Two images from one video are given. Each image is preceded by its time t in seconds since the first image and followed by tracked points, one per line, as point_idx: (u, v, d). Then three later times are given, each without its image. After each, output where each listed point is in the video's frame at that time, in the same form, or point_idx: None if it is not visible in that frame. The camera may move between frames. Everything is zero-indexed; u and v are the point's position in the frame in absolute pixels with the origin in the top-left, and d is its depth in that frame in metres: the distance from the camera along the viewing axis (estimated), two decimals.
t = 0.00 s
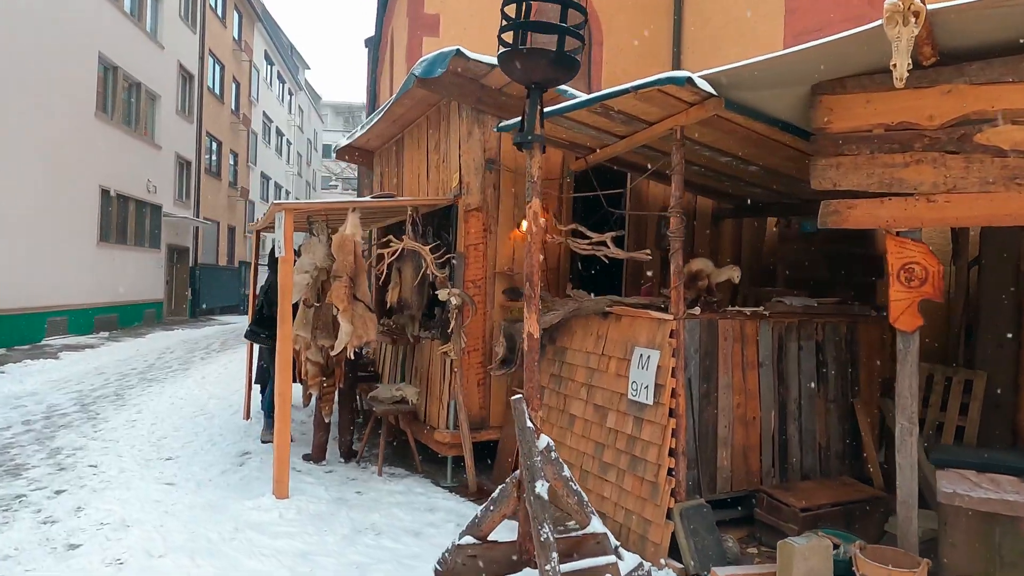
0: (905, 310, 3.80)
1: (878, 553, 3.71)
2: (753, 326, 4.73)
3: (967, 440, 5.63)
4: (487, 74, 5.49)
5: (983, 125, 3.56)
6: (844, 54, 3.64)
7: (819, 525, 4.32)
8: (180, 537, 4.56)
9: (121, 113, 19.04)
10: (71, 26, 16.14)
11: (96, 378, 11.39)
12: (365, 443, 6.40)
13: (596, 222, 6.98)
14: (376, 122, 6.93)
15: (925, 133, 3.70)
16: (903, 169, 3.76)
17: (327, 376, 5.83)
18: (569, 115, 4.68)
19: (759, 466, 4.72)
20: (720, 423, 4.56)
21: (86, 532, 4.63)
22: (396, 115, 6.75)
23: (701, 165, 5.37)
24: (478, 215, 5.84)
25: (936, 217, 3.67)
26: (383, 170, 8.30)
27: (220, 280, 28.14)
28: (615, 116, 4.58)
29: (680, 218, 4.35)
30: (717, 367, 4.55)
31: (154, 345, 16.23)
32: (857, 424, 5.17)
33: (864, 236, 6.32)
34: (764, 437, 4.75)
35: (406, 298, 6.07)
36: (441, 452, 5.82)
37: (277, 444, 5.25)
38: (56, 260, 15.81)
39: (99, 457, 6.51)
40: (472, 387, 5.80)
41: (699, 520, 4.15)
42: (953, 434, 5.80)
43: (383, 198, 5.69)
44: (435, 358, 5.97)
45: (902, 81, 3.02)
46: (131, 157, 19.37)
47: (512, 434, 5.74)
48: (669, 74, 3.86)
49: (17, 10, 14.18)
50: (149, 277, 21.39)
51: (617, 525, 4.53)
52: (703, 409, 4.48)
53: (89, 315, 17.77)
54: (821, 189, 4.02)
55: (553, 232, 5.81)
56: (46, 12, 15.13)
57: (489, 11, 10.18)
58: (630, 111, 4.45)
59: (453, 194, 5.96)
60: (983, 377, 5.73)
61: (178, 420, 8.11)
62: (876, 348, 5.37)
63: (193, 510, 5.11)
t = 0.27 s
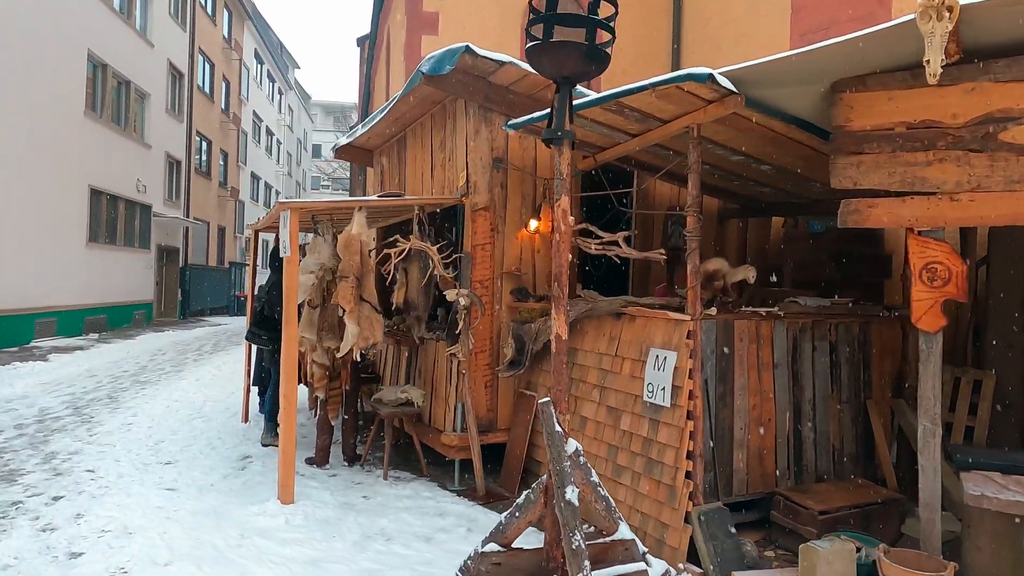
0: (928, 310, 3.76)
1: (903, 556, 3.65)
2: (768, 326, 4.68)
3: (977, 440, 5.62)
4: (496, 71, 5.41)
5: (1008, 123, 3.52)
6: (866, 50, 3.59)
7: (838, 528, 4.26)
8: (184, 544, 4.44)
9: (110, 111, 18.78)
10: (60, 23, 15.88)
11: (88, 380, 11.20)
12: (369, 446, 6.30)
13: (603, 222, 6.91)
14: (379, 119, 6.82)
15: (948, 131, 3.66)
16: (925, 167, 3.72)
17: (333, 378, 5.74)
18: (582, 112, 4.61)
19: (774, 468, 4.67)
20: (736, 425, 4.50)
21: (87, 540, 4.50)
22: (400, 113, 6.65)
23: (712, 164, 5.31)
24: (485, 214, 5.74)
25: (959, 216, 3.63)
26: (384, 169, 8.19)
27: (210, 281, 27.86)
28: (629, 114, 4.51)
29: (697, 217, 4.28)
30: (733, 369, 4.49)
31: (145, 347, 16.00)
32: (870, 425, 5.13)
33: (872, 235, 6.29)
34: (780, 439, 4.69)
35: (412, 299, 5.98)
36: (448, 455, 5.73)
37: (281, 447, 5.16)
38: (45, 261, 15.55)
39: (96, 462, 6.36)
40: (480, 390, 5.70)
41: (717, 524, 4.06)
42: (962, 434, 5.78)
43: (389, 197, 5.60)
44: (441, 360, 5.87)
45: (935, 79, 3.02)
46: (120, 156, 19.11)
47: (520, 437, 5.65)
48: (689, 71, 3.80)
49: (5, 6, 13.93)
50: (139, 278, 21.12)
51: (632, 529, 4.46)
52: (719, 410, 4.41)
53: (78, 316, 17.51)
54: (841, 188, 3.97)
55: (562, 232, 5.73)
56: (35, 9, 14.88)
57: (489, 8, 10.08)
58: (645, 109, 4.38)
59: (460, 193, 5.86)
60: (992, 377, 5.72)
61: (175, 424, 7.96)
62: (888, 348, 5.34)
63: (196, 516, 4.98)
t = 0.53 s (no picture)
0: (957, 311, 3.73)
1: (935, 559, 3.59)
2: (789, 327, 4.63)
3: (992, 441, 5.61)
4: (509, 69, 5.34)
5: None
6: (897, 47, 3.55)
7: (863, 531, 4.21)
8: (197, 553, 4.32)
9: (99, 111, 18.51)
10: (49, 21, 15.64)
11: (81, 384, 11.00)
12: (378, 451, 6.20)
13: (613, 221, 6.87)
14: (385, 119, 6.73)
15: (978, 129, 3.64)
16: (955, 165, 3.69)
17: (344, 381, 5.69)
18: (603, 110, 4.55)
19: (795, 470, 4.62)
20: (758, 427, 4.45)
21: (95, 550, 4.37)
22: (407, 112, 6.55)
23: (728, 163, 5.27)
24: (497, 214, 5.66)
25: (990, 215, 3.59)
26: (387, 169, 8.09)
27: (200, 283, 27.55)
28: (650, 112, 4.45)
29: (720, 217, 4.22)
30: (755, 370, 4.44)
31: (137, 350, 15.78)
32: (888, 427, 5.10)
33: (884, 235, 6.28)
34: (800, 441, 4.65)
35: (423, 300, 5.90)
36: (460, 459, 5.64)
37: (292, 452, 5.06)
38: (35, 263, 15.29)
39: (97, 468, 6.21)
40: (492, 392, 5.62)
41: (743, 527, 4.02)
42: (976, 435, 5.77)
43: (400, 197, 5.51)
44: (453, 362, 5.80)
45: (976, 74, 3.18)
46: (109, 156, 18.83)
47: (534, 440, 5.58)
48: (716, 68, 3.74)
49: None
50: (129, 280, 20.85)
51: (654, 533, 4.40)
52: (742, 412, 4.36)
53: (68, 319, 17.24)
54: (869, 186, 3.93)
55: (575, 232, 5.67)
56: (24, 7, 14.63)
57: (488, 8, 9.99)
58: (667, 107, 4.33)
59: (471, 194, 5.79)
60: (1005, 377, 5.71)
61: (175, 428, 7.81)
62: (903, 349, 5.31)
63: (206, 524, 4.86)
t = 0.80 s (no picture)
0: (983, 316, 3.70)
1: (963, 565, 3.57)
2: (807, 330, 4.61)
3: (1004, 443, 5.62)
4: (520, 71, 5.29)
5: None
6: (922, 49, 3.54)
7: (886, 536, 4.18)
8: (209, 565, 4.21)
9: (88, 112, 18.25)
10: (38, 21, 15.41)
11: (74, 390, 10.80)
12: (386, 457, 6.12)
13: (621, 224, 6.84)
14: (391, 121, 6.65)
15: (1003, 132, 3.63)
16: (980, 169, 3.67)
17: (354, 387, 5.61)
18: (620, 112, 4.51)
19: (814, 475, 4.59)
20: (778, 432, 4.41)
21: (103, 563, 4.26)
22: (414, 114, 6.48)
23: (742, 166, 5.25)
24: (508, 217, 5.60)
25: (1017, 218, 3.58)
26: (390, 171, 8.00)
27: (190, 286, 27.24)
28: (668, 115, 4.41)
29: (741, 220, 4.19)
30: (774, 374, 4.41)
31: (128, 354, 15.55)
32: (903, 430, 5.10)
33: (892, 237, 6.28)
34: (819, 445, 4.62)
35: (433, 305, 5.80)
36: (471, 465, 5.57)
37: (303, 460, 4.97)
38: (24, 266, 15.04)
39: (98, 477, 6.08)
40: (504, 398, 5.55)
41: (766, 535, 4.00)
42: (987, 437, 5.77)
43: (410, 200, 5.44)
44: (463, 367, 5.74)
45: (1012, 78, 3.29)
46: (98, 157, 18.58)
47: (544, 446, 5.53)
48: (739, 70, 3.71)
49: None
50: (119, 283, 20.58)
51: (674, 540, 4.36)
52: (763, 417, 4.33)
53: (57, 323, 16.97)
54: (891, 190, 3.91)
55: (587, 235, 5.62)
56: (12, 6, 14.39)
57: (489, 9, 9.96)
58: (686, 110, 4.29)
59: (482, 197, 5.72)
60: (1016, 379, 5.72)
61: (174, 435, 7.67)
62: (917, 351, 5.31)
63: (215, 534, 4.76)
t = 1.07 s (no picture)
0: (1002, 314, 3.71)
1: (987, 567, 3.53)
2: (822, 331, 4.57)
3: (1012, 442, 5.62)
4: (528, 69, 5.21)
5: None
6: (939, 48, 3.48)
7: (905, 538, 4.14)
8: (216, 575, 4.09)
9: (74, 111, 17.95)
10: (23, 18, 15.12)
11: (63, 395, 10.57)
12: (390, 462, 6.01)
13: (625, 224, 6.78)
14: (393, 120, 6.55)
15: None
16: (1001, 167, 3.64)
17: (358, 391, 5.44)
18: (634, 110, 4.45)
19: (830, 477, 4.55)
20: (794, 433, 4.37)
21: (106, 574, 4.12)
22: (417, 113, 6.39)
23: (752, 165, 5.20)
24: (515, 217, 5.51)
25: None
26: (389, 172, 7.89)
27: (177, 288, 26.90)
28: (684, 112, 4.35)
29: (759, 219, 4.13)
30: (791, 375, 4.36)
31: (116, 358, 15.29)
32: (914, 429, 5.08)
33: (898, 237, 6.27)
34: (834, 446, 4.58)
35: (441, 307, 5.67)
36: (479, 469, 5.48)
37: (308, 466, 4.84)
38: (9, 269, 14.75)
39: (94, 484, 5.93)
40: (512, 401, 5.46)
41: (787, 538, 3.90)
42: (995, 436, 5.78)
43: (417, 200, 5.34)
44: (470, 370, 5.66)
45: None
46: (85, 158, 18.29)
47: (553, 449, 5.45)
48: (758, 67, 3.65)
49: None
50: (105, 286, 20.26)
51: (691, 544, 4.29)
52: (780, 418, 4.28)
53: (43, 326, 16.67)
54: (911, 188, 3.88)
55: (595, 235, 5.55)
56: None
57: (488, 8, 9.91)
58: (701, 108, 4.23)
59: (488, 196, 5.64)
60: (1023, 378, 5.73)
61: (170, 440, 7.51)
62: (927, 351, 5.29)
63: (220, 543, 4.63)
